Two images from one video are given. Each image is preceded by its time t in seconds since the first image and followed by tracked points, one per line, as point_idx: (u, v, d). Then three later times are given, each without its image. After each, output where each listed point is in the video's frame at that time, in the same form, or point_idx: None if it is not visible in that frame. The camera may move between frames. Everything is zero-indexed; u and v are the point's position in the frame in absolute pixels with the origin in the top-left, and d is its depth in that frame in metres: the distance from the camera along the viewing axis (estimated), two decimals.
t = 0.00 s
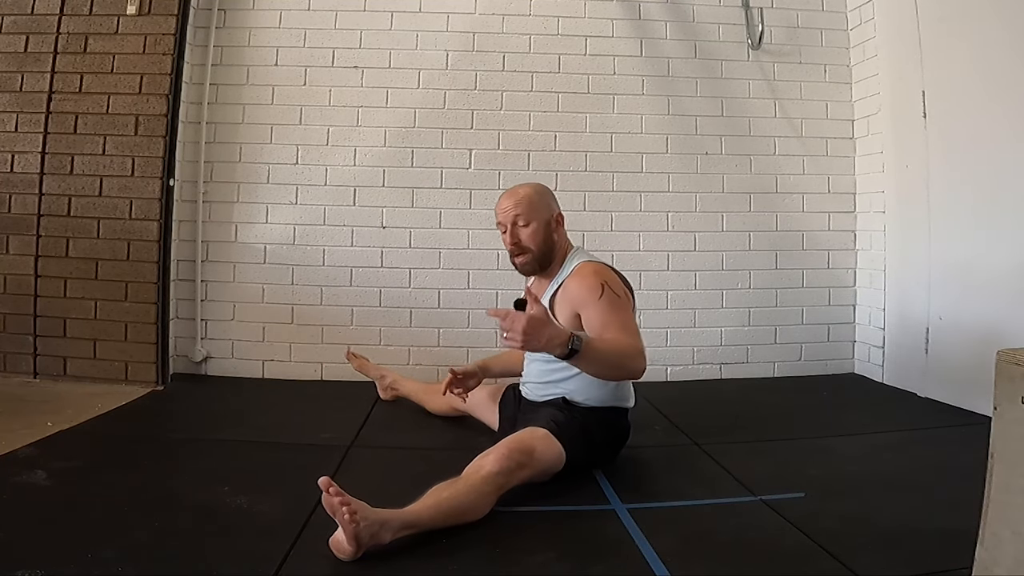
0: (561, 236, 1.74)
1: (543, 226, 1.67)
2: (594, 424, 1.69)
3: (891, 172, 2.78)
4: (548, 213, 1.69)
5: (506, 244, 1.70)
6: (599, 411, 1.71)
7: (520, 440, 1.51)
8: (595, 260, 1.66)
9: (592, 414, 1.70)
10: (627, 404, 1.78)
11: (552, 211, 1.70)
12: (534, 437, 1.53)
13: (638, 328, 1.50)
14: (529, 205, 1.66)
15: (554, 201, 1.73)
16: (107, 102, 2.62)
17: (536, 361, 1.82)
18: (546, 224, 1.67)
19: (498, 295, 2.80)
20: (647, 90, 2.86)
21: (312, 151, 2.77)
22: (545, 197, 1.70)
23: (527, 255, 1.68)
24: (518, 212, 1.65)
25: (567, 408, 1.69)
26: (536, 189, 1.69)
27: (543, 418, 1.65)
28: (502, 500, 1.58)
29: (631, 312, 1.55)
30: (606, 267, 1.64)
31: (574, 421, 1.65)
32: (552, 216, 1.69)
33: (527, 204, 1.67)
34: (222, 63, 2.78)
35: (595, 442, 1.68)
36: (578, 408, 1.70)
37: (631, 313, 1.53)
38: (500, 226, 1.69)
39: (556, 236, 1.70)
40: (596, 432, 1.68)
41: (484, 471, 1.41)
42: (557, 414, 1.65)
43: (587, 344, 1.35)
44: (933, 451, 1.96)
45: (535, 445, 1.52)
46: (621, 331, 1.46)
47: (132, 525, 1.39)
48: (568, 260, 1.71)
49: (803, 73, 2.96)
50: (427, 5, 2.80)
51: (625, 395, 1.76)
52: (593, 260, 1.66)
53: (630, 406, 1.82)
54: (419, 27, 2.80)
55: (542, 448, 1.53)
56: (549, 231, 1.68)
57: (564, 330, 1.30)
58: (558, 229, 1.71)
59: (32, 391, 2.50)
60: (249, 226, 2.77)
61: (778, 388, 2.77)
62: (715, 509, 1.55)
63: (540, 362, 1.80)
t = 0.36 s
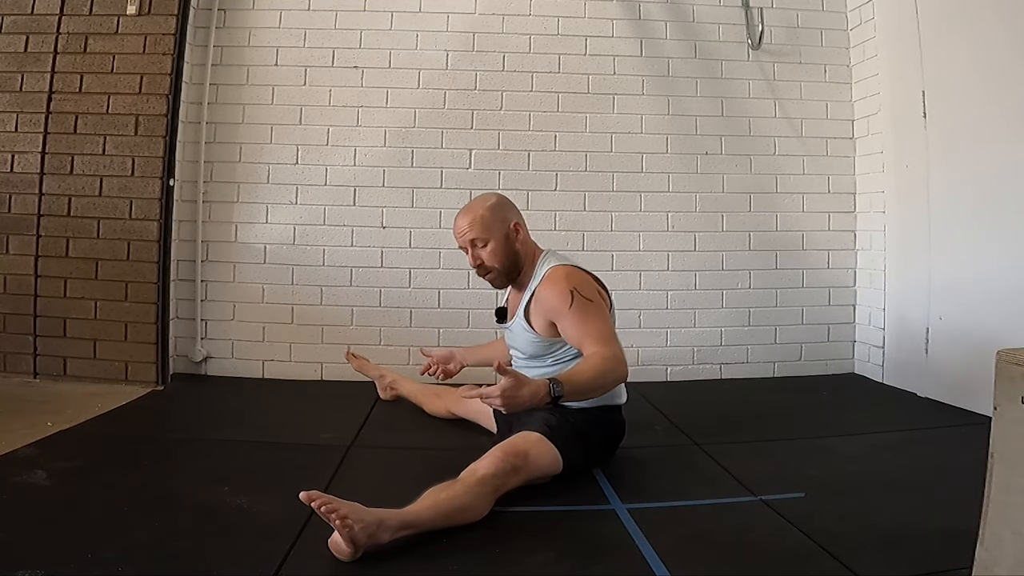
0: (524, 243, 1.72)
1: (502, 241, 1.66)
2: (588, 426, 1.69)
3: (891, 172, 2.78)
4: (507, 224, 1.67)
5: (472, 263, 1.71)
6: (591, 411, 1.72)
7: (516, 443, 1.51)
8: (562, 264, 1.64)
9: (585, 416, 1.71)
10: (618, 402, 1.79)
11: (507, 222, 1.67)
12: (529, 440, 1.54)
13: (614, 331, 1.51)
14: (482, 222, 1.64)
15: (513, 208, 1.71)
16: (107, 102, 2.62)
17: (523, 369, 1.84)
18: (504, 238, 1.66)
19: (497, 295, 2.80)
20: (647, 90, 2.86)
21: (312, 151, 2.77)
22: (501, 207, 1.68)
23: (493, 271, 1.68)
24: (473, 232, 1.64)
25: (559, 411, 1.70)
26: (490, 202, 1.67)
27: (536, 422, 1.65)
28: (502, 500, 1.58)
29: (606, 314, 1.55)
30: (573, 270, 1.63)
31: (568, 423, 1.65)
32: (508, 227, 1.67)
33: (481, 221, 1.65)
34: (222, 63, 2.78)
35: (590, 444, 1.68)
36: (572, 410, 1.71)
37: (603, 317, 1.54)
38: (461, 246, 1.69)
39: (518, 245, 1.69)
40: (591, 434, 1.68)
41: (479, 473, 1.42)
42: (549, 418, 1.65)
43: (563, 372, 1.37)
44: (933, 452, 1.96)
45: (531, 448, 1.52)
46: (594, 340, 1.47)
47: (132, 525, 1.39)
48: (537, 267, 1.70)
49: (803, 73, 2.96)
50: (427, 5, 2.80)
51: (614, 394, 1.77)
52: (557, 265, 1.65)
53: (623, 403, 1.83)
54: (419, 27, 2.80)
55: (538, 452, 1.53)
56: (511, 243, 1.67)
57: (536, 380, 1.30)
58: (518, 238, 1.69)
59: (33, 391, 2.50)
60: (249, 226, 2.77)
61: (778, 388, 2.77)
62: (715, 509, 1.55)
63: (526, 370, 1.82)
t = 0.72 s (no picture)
0: (523, 248, 1.69)
1: (495, 248, 1.66)
2: (589, 426, 1.69)
3: (891, 172, 2.78)
4: (500, 227, 1.65)
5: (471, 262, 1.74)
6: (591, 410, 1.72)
7: (517, 443, 1.51)
8: (560, 267, 1.63)
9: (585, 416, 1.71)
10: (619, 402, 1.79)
11: (503, 228, 1.66)
12: (530, 441, 1.54)
13: (601, 341, 1.53)
14: (476, 230, 1.65)
15: (512, 208, 1.68)
16: (107, 102, 2.62)
17: (523, 369, 1.85)
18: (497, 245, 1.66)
19: (497, 295, 2.80)
20: (647, 90, 2.86)
21: (312, 151, 2.77)
22: (496, 210, 1.66)
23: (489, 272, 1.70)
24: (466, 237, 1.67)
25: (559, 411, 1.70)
26: (486, 204, 1.66)
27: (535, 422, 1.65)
28: (502, 500, 1.58)
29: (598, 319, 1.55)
30: (567, 272, 1.62)
31: (568, 424, 1.65)
32: (503, 233, 1.66)
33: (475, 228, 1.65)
34: (222, 63, 2.78)
35: (591, 445, 1.68)
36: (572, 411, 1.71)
37: (593, 322, 1.54)
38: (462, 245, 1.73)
39: (515, 247, 1.67)
40: (592, 435, 1.68)
41: (480, 475, 1.42)
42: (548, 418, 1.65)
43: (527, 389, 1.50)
44: (933, 452, 1.96)
45: (531, 449, 1.52)
46: (576, 351, 1.52)
47: (132, 525, 1.39)
48: (532, 272, 1.69)
49: (803, 73, 2.96)
50: (427, 5, 2.80)
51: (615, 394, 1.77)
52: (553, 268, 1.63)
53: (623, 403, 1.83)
54: (419, 27, 2.80)
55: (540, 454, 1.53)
56: (505, 246, 1.66)
57: (490, 400, 1.43)
58: (515, 243, 1.67)
59: (33, 391, 2.50)
60: (249, 226, 2.77)
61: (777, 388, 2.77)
62: (715, 509, 1.55)
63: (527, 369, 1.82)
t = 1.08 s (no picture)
0: (564, 243, 1.71)
1: (536, 238, 1.69)
2: (590, 422, 1.69)
3: (891, 172, 2.78)
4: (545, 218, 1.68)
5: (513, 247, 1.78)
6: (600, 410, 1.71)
7: (519, 442, 1.52)
8: (593, 267, 1.64)
9: (591, 414, 1.70)
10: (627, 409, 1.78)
11: (547, 221, 1.68)
12: (531, 440, 1.54)
13: (594, 347, 1.54)
14: (523, 219, 1.68)
15: (562, 201, 1.71)
16: (107, 102, 2.62)
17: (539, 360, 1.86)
18: (539, 236, 1.69)
19: (497, 295, 2.80)
20: (647, 90, 2.86)
21: (312, 151, 2.77)
22: (546, 200, 1.69)
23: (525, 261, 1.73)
24: (513, 223, 1.71)
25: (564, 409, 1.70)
26: (538, 194, 1.69)
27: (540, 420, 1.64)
28: (503, 500, 1.58)
29: (596, 324, 1.55)
30: (597, 272, 1.63)
31: (569, 422, 1.65)
32: (547, 226, 1.68)
33: (524, 215, 1.69)
34: (222, 63, 2.78)
35: (592, 440, 1.67)
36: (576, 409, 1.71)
37: (586, 327, 1.55)
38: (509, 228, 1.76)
39: (556, 241, 1.70)
40: (592, 429, 1.68)
41: (481, 475, 1.42)
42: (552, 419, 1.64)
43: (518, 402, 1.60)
44: (933, 452, 1.96)
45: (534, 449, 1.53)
46: (567, 352, 1.55)
47: (133, 525, 1.40)
48: (569, 267, 1.72)
49: (803, 73, 2.96)
50: (427, 5, 2.80)
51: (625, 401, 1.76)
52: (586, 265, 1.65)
53: (631, 410, 1.83)
54: (419, 27, 2.80)
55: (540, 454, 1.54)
56: (545, 238, 1.69)
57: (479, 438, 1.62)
58: (557, 237, 1.70)
59: (33, 391, 2.50)
60: (249, 226, 2.77)
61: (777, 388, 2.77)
62: (715, 509, 1.55)
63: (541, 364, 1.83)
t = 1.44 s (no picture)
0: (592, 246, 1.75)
1: (565, 238, 1.74)
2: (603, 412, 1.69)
3: (891, 172, 2.78)
4: (577, 218, 1.73)
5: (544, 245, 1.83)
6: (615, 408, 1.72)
7: (537, 425, 1.49)
8: (608, 265, 1.67)
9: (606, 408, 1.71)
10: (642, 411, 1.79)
11: (579, 223, 1.73)
12: (548, 421, 1.51)
13: (581, 332, 1.59)
14: (557, 218, 1.74)
15: (596, 205, 1.76)
16: (107, 103, 2.62)
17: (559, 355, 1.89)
18: (568, 236, 1.73)
19: (498, 295, 2.80)
20: (647, 90, 2.86)
21: (312, 151, 2.77)
22: (581, 201, 1.74)
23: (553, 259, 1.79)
24: (548, 221, 1.76)
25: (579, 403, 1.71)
26: (573, 195, 1.74)
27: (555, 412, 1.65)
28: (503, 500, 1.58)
29: (584, 309, 1.60)
30: (613, 267, 1.67)
31: (581, 412, 1.66)
32: (579, 227, 1.73)
33: (558, 214, 1.74)
34: (222, 64, 2.78)
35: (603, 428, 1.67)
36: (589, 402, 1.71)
37: (573, 312, 1.61)
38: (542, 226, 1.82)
39: (587, 243, 1.74)
40: (602, 418, 1.68)
41: (498, 458, 1.40)
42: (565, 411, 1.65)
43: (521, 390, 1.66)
44: (933, 452, 1.96)
45: (551, 431, 1.50)
46: (559, 335, 1.62)
47: (133, 525, 1.40)
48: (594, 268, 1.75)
49: (803, 73, 2.96)
50: (427, 5, 2.80)
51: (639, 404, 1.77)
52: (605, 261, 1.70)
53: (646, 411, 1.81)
54: (419, 27, 2.80)
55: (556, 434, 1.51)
56: (574, 238, 1.74)
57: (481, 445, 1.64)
58: (586, 239, 1.74)
59: (33, 391, 2.50)
60: (249, 226, 2.77)
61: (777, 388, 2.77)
62: (716, 509, 1.55)
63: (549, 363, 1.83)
